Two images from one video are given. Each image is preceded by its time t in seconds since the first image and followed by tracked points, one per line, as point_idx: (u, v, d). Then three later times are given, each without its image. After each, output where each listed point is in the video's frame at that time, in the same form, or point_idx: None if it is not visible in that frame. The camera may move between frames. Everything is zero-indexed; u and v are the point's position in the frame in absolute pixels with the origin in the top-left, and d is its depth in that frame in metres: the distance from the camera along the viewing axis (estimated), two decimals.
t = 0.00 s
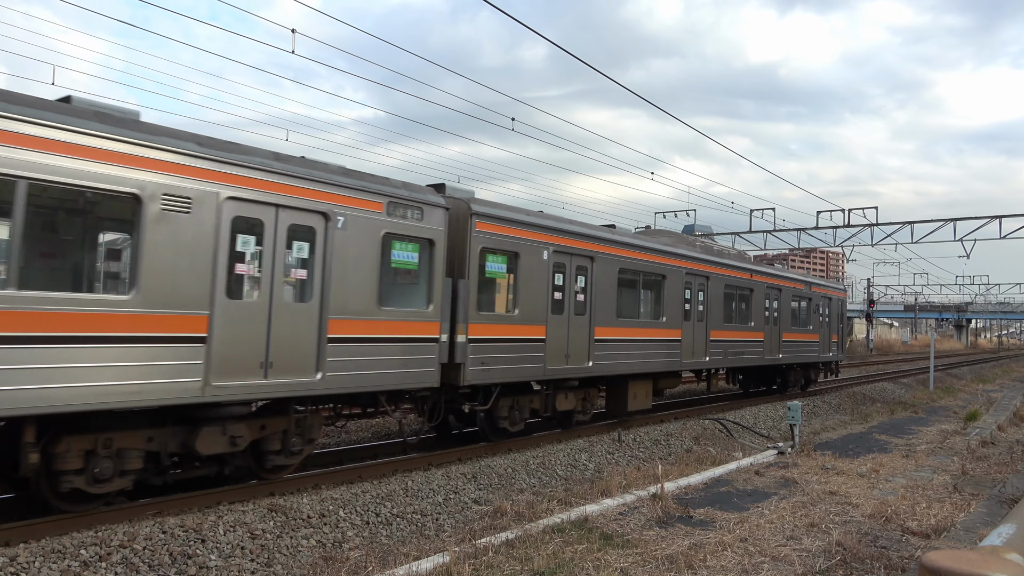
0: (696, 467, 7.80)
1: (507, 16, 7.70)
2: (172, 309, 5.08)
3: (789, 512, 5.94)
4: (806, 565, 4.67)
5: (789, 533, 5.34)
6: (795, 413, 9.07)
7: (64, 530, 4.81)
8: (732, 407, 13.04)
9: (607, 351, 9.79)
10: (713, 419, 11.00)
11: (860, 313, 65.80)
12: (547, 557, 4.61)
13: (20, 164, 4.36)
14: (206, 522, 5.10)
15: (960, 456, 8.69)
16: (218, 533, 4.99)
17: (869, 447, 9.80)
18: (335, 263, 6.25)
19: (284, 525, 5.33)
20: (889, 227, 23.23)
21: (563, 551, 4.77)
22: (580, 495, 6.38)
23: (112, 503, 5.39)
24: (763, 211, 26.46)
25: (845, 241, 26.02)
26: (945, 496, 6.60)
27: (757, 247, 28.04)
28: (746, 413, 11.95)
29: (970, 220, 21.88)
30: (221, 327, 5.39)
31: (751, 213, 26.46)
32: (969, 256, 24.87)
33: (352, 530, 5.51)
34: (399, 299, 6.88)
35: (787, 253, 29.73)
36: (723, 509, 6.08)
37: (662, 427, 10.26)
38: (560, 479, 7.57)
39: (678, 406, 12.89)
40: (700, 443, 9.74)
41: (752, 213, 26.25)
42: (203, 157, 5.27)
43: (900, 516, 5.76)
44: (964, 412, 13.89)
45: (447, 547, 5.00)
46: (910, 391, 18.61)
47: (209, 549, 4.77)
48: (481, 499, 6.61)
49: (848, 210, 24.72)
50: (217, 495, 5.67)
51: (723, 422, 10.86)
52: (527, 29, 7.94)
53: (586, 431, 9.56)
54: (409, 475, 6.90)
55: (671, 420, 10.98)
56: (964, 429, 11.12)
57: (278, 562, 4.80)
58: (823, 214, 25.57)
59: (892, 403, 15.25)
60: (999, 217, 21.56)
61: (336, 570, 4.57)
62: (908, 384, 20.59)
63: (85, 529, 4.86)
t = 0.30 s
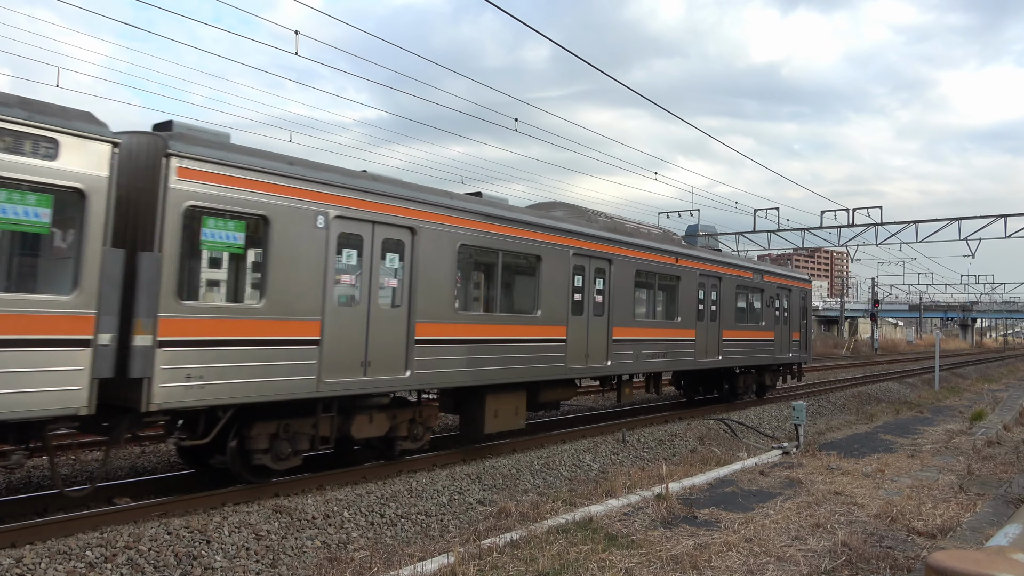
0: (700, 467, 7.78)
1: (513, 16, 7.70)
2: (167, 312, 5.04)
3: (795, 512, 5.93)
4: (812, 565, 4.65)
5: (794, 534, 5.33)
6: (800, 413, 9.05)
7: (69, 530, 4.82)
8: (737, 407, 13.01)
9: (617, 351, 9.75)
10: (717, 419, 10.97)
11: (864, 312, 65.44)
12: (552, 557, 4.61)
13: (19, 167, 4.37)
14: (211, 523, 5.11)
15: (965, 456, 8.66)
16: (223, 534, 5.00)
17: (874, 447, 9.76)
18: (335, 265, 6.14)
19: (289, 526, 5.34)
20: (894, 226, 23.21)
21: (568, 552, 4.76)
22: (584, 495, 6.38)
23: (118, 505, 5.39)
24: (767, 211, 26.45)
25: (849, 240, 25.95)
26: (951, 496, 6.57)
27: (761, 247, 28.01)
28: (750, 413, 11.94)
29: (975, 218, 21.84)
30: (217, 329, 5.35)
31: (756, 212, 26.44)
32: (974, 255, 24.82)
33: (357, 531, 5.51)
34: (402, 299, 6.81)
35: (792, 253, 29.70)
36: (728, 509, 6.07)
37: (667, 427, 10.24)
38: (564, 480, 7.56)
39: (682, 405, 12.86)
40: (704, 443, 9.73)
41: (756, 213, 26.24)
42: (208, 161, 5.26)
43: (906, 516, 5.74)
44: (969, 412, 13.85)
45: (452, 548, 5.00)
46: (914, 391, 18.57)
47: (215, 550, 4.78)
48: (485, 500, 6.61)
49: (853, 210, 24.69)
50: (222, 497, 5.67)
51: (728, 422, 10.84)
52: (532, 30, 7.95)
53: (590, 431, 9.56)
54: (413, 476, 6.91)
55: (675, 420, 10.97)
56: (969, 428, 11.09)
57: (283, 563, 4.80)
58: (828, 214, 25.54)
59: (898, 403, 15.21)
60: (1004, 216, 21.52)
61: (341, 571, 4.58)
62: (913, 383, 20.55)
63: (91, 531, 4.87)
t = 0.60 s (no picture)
0: (704, 468, 7.76)
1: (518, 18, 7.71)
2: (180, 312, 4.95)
3: (800, 512, 5.91)
4: (817, 565, 4.64)
5: (800, 534, 5.31)
6: (805, 413, 9.03)
7: (76, 532, 4.82)
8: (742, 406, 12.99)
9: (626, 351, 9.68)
10: (721, 419, 10.96)
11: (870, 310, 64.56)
12: (557, 557, 4.61)
13: (22, 168, 4.21)
14: (216, 524, 5.12)
15: (971, 456, 8.63)
16: (228, 535, 5.01)
17: (879, 447, 9.73)
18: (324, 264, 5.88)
19: (294, 527, 5.34)
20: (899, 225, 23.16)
21: (573, 552, 4.76)
22: (589, 496, 6.38)
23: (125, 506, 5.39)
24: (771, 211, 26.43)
25: (853, 239, 25.89)
26: (957, 496, 6.55)
27: (766, 247, 27.97)
28: (755, 412, 11.93)
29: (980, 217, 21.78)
30: (219, 330, 5.17)
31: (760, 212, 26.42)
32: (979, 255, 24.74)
33: (362, 532, 5.52)
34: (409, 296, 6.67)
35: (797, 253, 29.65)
36: (734, 509, 6.06)
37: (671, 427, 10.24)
38: (569, 481, 7.56)
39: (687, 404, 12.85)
40: (709, 443, 9.73)
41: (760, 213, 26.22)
42: (216, 160, 5.13)
43: (911, 516, 5.72)
44: (974, 411, 13.81)
45: (456, 548, 5.00)
46: (919, 390, 18.52)
47: (220, 551, 4.79)
48: (490, 500, 6.62)
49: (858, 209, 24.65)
50: (228, 498, 5.68)
51: (732, 422, 10.83)
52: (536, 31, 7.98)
53: (594, 431, 9.56)
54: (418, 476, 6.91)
55: (680, 419, 10.97)
56: (974, 428, 11.05)
57: (288, 564, 4.81)
58: (832, 213, 25.48)
59: (903, 402, 15.17)
60: (1009, 215, 21.47)
61: (347, 571, 4.59)
62: (918, 382, 20.49)
63: (97, 532, 4.88)
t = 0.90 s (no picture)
0: (708, 468, 7.75)
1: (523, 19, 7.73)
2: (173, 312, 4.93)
3: (805, 512, 5.90)
4: (822, 566, 4.63)
5: (805, 534, 5.30)
6: (810, 413, 9.01)
7: (81, 533, 4.83)
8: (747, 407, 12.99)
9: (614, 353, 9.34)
10: (726, 419, 10.95)
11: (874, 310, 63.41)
12: (562, 558, 4.61)
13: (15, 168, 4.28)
14: (221, 526, 5.12)
15: (977, 456, 8.60)
16: (233, 536, 5.02)
17: (884, 447, 9.71)
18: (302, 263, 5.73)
19: (299, 529, 5.34)
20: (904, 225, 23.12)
21: (578, 553, 4.76)
22: (594, 496, 6.39)
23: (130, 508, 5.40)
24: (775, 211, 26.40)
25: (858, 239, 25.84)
26: (963, 496, 6.53)
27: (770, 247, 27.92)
28: (759, 413, 11.93)
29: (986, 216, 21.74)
30: (207, 329, 5.11)
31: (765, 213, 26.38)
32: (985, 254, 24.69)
33: (367, 533, 5.52)
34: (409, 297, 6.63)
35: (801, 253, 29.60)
36: (738, 509, 6.06)
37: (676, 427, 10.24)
38: (573, 481, 7.56)
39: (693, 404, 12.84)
40: (714, 444, 9.73)
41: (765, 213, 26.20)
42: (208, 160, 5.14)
43: (917, 516, 5.71)
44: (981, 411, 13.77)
45: (461, 549, 5.00)
46: (925, 390, 18.48)
47: (225, 552, 4.79)
48: (494, 501, 6.62)
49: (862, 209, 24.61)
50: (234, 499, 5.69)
51: (737, 422, 10.82)
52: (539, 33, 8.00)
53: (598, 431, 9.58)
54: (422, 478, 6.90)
55: (685, 420, 10.95)
56: (981, 428, 11.03)
57: (293, 565, 4.82)
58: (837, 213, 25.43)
59: (909, 402, 15.14)
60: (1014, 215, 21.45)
61: (352, 572, 4.61)
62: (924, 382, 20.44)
63: (102, 534, 4.88)
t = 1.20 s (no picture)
0: (713, 469, 7.73)
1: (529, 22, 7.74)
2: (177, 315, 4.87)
3: (810, 513, 5.89)
4: (827, 566, 4.62)
5: (810, 535, 5.29)
6: (814, 413, 9.00)
7: (86, 535, 4.83)
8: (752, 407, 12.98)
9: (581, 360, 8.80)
10: (730, 420, 10.94)
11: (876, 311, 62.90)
12: (567, 559, 4.61)
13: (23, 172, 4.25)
14: (226, 527, 5.13)
15: (983, 456, 8.57)
16: (238, 537, 5.03)
17: (890, 447, 9.69)
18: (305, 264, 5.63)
19: (304, 530, 5.35)
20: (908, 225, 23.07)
21: (582, 554, 4.75)
22: (599, 497, 6.38)
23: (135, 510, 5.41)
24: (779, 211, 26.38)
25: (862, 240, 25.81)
26: (968, 496, 6.52)
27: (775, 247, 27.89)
28: (764, 413, 11.92)
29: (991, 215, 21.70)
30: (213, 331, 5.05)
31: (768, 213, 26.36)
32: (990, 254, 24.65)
33: (371, 534, 5.53)
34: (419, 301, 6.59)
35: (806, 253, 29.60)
36: (743, 510, 6.06)
37: (680, 428, 10.23)
38: (578, 482, 7.56)
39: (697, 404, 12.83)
40: (719, 444, 9.72)
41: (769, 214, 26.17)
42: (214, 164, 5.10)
43: (923, 517, 5.69)
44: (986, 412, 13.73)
45: (465, 551, 5.00)
46: (930, 391, 18.44)
47: (230, 553, 4.81)
48: (499, 502, 6.62)
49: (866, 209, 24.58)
50: (239, 500, 5.71)
51: (742, 423, 10.81)
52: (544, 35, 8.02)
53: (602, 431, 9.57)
54: (427, 479, 6.89)
55: (689, 420, 10.95)
56: (986, 428, 11.00)
57: (298, 566, 4.83)
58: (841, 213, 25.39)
59: (914, 402, 15.11)
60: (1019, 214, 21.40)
61: (357, 572, 4.63)
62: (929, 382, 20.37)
63: (108, 535, 4.89)
